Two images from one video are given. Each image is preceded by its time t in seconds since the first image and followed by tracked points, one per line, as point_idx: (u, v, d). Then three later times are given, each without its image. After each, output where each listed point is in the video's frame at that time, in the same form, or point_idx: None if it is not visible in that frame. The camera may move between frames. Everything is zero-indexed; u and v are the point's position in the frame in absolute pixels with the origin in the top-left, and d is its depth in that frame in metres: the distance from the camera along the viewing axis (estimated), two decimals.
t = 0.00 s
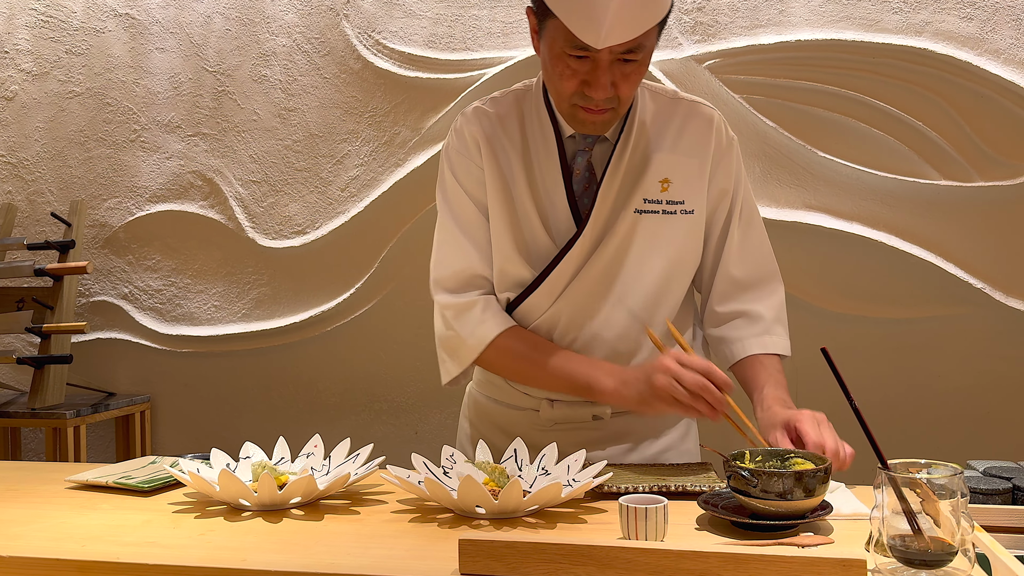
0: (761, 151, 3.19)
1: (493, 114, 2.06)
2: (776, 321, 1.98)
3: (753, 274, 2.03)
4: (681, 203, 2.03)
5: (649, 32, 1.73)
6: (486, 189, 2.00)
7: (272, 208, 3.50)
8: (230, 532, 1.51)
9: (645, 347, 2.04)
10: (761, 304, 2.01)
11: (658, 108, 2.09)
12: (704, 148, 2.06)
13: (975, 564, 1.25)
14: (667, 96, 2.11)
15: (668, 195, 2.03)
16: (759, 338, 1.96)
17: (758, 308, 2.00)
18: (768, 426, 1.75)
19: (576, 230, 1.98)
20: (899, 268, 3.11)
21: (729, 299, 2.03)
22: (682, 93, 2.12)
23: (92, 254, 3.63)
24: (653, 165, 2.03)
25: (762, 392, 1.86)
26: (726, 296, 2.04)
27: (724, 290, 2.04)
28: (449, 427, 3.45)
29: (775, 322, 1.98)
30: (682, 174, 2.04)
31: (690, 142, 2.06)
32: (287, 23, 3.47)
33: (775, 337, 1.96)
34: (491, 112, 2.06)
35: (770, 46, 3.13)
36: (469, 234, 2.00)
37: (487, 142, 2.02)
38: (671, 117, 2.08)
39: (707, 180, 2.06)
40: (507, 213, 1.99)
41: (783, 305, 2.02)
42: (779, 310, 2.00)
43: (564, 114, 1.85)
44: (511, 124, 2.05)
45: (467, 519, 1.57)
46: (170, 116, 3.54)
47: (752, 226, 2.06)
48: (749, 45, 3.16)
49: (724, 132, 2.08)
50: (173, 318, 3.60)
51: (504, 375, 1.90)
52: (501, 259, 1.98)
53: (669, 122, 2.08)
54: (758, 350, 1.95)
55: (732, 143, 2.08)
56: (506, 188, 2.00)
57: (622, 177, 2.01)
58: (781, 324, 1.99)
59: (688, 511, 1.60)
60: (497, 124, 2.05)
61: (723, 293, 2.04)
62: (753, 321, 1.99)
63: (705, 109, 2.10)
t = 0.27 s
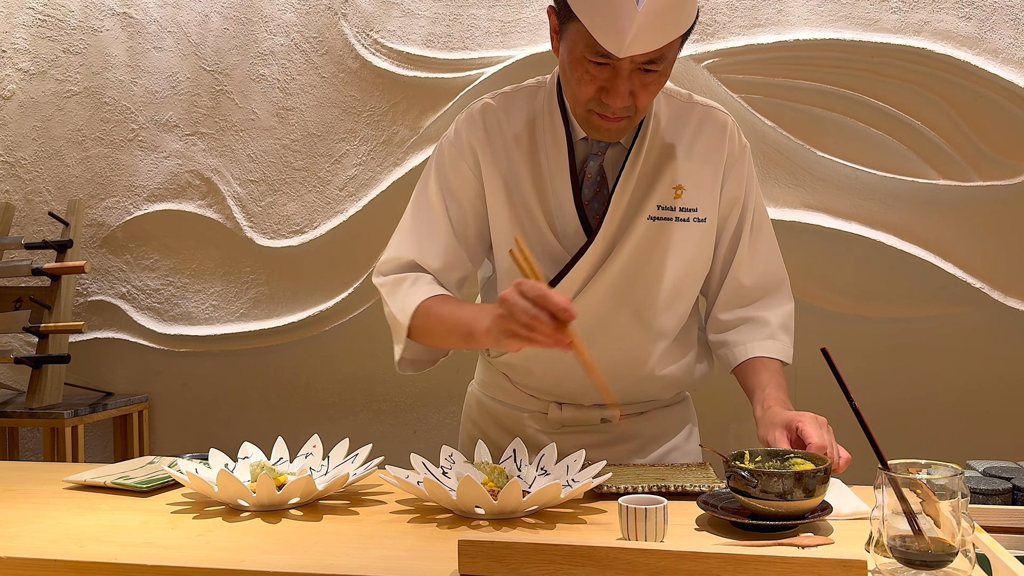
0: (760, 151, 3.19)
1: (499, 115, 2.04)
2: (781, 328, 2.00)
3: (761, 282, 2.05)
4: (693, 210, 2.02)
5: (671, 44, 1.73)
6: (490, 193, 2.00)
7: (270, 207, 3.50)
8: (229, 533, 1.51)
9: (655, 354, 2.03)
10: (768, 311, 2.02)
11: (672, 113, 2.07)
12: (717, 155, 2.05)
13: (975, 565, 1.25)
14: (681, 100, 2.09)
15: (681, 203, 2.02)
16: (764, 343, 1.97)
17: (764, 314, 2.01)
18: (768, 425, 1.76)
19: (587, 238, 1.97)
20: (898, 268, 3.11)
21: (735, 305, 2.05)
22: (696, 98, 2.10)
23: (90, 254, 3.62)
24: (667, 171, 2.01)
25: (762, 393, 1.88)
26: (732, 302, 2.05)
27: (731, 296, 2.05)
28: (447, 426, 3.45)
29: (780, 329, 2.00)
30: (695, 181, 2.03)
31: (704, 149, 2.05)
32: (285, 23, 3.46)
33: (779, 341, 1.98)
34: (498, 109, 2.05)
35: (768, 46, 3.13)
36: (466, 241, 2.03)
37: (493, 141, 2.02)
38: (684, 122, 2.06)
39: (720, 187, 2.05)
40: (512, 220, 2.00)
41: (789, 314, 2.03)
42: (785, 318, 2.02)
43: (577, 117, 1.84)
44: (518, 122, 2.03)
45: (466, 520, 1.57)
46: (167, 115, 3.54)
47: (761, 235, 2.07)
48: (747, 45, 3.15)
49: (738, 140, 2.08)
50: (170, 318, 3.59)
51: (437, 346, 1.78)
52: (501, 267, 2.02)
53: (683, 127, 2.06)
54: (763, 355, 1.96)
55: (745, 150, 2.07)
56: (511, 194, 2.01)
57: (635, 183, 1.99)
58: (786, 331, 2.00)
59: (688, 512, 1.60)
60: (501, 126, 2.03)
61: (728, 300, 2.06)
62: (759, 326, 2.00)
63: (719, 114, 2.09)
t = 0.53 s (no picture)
0: (759, 149, 3.19)
1: (501, 117, 2.03)
2: (777, 328, 2.00)
3: (758, 284, 2.05)
4: (690, 213, 2.03)
5: (673, 52, 1.73)
6: (492, 197, 1.99)
7: (268, 207, 3.49)
8: (228, 534, 1.51)
9: (653, 356, 2.04)
10: (764, 311, 2.02)
11: (670, 115, 2.07)
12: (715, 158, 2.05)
13: (975, 565, 1.25)
14: (679, 102, 2.09)
15: (678, 206, 2.02)
16: (759, 343, 1.97)
17: (761, 315, 2.01)
18: (765, 427, 1.76)
19: (585, 243, 1.97)
20: (897, 267, 3.11)
21: (732, 306, 2.05)
22: (693, 99, 2.10)
23: (88, 253, 3.62)
24: (665, 174, 2.01)
25: (759, 393, 1.88)
26: (728, 303, 2.06)
27: (728, 297, 2.05)
28: (446, 426, 3.44)
29: (776, 330, 2.00)
30: (693, 183, 2.03)
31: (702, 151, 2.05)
32: (283, 21, 3.46)
33: (775, 342, 1.98)
34: (500, 111, 2.04)
35: (767, 44, 3.13)
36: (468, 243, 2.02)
37: (495, 143, 2.01)
38: (683, 124, 2.06)
39: (717, 190, 2.06)
40: (512, 224, 2.00)
41: (786, 314, 2.03)
42: (782, 318, 2.02)
43: (578, 124, 1.84)
44: (519, 125, 2.02)
45: (466, 520, 1.56)
46: (165, 114, 3.53)
47: (758, 236, 2.07)
48: (746, 43, 3.15)
49: (735, 142, 2.07)
50: (168, 317, 3.59)
51: (433, 360, 1.77)
52: (504, 271, 2.00)
53: (681, 129, 2.06)
54: (760, 354, 1.96)
55: (743, 152, 2.08)
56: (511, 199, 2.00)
57: (633, 187, 1.99)
58: (782, 332, 2.00)
59: (687, 512, 1.60)
60: (503, 128, 2.03)
61: (724, 301, 2.06)
62: (756, 327, 2.00)
63: (717, 116, 2.09)
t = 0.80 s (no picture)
0: (757, 149, 3.19)
1: (499, 118, 2.03)
2: (774, 328, 2.00)
3: (754, 284, 2.05)
4: (688, 214, 2.03)
5: (672, 55, 1.73)
6: (491, 198, 1.99)
7: (267, 206, 3.49)
8: (227, 534, 1.51)
9: (652, 357, 2.04)
10: (761, 312, 2.02)
11: (666, 115, 2.07)
12: (712, 158, 2.05)
13: (974, 565, 1.25)
14: (676, 102, 2.09)
15: (676, 206, 2.02)
16: (756, 343, 1.97)
17: (757, 315, 2.01)
18: (762, 428, 1.76)
19: (584, 244, 1.96)
20: (896, 267, 3.11)
21: (729, 306, 2.05)
22: (690, 99, 2.10)
23: (87, 253, 3.61)
24: (662, 175, 2.01)
25: (755, 393, 1.87)
26: (725, 304, 2.06)
27: (724, 297, 2.06)
28: (445, 425, 3.44)
29: (773, 330, 1.99)
30: (690, 184, 2.03)
31: (699, 152, 2.05)
32: (282, 20, 3.45)
33: (771, 342, 1.98)
34: (498, 112, 2.04)
35: (766, 43, 3.12)
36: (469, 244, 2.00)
37: (494, 144, 2.01)
38: (679, 125, 2.06)
39: (713, 191, 2.06)
40: (512, 226, 2.00)
41: (782, 315, 2.03)
42: (778, 318, 2.01)
43: (577, 124, 1.84)
44: (518, 126, 2.02)
45: (465, 520, 1.56)
46: (164, 113, 3.53)
47: (755, 236, 2.07)
48: (745, 42, 3.15)
49: (731, 143, 2.08)
50: (167, 317, 3.58)
51: (437, 368, 1.76)
52: (504, 273, 2.00)
53: (678, 130, 2.06)
54: (757, 354, 1.96)
55: (739, 152, 2.08)
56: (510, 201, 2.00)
57: (631, 188, 1.99)
58: (779, 332, 2.00)
59: (686, 511, 1.60)
60: (502, 129, 2.02)
61: (720, 301, 2.06)
62: (752, 327, 2.00)
63: (713, 116, 2.09)
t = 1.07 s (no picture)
0: (756, 149, 3.19)
1: (496, 119, 2.03)
2: (772, 328, 2.00)
3: (752, 284, 2.05)
4: (685, 214, 2.03)
5: (667, 55, 1.74)
6: (488, 199, 1.99)
7: (265, 206, 3.48)
8: (225, 534, 1.50)
9: (650, 358, 2.04)
10: (759, 311, 2.02)
11: (663, 116, 2.07)
12: (709, 158, 2.06)
13: (973, 566, 1.25)
14: (672, 102, 2.09)
15: (673, 206, 2.02)
16: (754, 342, 1.97)
17: (755, 314, 2.01)
18: (760, 427, 1.76)
19: (582, 245, 1.96)
20: (895, 267, 3.11)
21: (727, 306, 2.05)
22: (687, 99, 2.10)
23: (85, 253, 3.61)
24: (659, 175, 2.01)
25: (754, 393, 1.87)
26: (723, 304, 2.06)
27: (722, 297, 2.06)
28: (444, 425, 3.44)
29: (771, 329, 1.99)
30: (688, 184, 2.03)
31: (696, 152, 2.05)
32: (281, 20, 3.45)
33: (769, 341, 1.98)
34: (495, 113, 2.04)
35: (765, 43, 3.13)
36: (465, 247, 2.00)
37: (491, 145, 2.01)
38: (676, 125, 2.07)
39: (711, 190, 2.06)
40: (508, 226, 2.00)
41: (781, 314, 2.03)
42: (777, 318, 2.01)
43: (573, 126, 1.83)
44: (515, 126, 2.02)
45: (463, 521, 1.56)
46: (162, 112, 3.52)
47: (752, 235, 2.08)
48: (744, 43, 3.15)
49: (728, 143, 2.08)
50: (166, 317, 3.58)
51: (433, 363, 1.76)
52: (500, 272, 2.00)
53: (675, 130, 2.06)
54: (755, 353, 1.96)
55: (736, 152, 2.08)
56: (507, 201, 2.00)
57: (628, 188, 1.99)
58: (777, 331, 2.00)
59: (685, 512, 1.60)
60: (498, 130, 2.02)
61: (718, 301, 2.06)
62: (750, 326, 2.00)
63: (710, 116, 2.09)
